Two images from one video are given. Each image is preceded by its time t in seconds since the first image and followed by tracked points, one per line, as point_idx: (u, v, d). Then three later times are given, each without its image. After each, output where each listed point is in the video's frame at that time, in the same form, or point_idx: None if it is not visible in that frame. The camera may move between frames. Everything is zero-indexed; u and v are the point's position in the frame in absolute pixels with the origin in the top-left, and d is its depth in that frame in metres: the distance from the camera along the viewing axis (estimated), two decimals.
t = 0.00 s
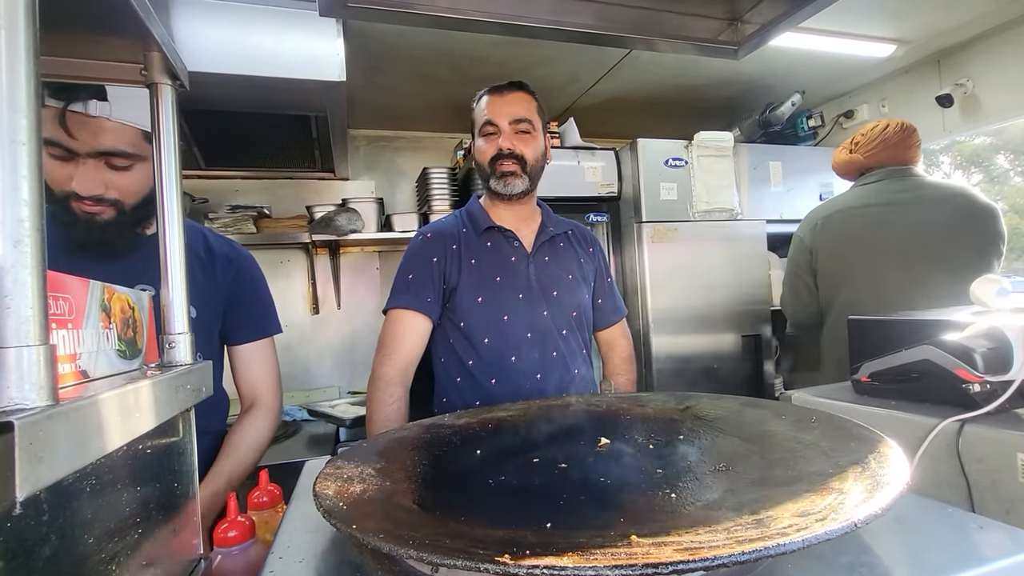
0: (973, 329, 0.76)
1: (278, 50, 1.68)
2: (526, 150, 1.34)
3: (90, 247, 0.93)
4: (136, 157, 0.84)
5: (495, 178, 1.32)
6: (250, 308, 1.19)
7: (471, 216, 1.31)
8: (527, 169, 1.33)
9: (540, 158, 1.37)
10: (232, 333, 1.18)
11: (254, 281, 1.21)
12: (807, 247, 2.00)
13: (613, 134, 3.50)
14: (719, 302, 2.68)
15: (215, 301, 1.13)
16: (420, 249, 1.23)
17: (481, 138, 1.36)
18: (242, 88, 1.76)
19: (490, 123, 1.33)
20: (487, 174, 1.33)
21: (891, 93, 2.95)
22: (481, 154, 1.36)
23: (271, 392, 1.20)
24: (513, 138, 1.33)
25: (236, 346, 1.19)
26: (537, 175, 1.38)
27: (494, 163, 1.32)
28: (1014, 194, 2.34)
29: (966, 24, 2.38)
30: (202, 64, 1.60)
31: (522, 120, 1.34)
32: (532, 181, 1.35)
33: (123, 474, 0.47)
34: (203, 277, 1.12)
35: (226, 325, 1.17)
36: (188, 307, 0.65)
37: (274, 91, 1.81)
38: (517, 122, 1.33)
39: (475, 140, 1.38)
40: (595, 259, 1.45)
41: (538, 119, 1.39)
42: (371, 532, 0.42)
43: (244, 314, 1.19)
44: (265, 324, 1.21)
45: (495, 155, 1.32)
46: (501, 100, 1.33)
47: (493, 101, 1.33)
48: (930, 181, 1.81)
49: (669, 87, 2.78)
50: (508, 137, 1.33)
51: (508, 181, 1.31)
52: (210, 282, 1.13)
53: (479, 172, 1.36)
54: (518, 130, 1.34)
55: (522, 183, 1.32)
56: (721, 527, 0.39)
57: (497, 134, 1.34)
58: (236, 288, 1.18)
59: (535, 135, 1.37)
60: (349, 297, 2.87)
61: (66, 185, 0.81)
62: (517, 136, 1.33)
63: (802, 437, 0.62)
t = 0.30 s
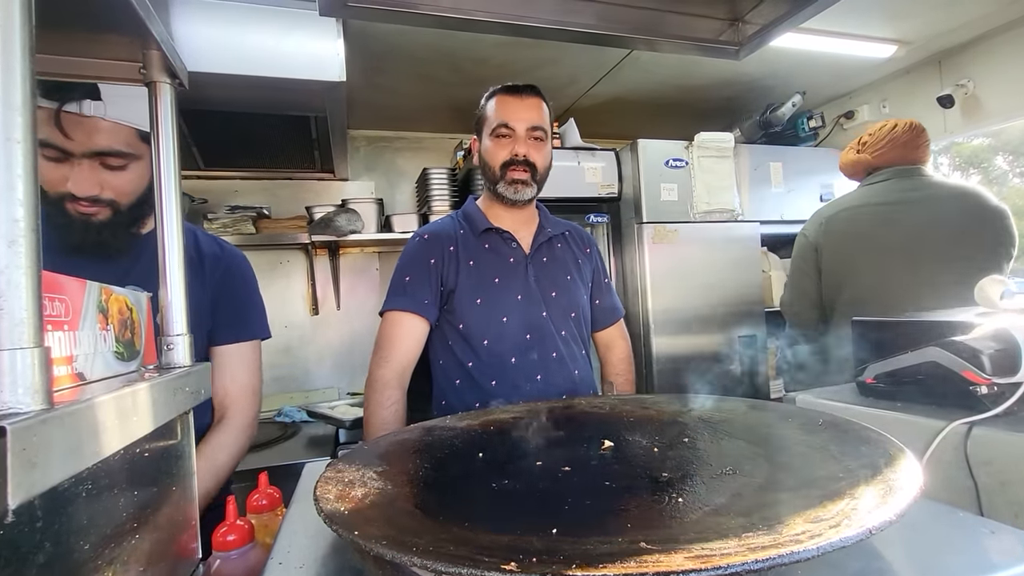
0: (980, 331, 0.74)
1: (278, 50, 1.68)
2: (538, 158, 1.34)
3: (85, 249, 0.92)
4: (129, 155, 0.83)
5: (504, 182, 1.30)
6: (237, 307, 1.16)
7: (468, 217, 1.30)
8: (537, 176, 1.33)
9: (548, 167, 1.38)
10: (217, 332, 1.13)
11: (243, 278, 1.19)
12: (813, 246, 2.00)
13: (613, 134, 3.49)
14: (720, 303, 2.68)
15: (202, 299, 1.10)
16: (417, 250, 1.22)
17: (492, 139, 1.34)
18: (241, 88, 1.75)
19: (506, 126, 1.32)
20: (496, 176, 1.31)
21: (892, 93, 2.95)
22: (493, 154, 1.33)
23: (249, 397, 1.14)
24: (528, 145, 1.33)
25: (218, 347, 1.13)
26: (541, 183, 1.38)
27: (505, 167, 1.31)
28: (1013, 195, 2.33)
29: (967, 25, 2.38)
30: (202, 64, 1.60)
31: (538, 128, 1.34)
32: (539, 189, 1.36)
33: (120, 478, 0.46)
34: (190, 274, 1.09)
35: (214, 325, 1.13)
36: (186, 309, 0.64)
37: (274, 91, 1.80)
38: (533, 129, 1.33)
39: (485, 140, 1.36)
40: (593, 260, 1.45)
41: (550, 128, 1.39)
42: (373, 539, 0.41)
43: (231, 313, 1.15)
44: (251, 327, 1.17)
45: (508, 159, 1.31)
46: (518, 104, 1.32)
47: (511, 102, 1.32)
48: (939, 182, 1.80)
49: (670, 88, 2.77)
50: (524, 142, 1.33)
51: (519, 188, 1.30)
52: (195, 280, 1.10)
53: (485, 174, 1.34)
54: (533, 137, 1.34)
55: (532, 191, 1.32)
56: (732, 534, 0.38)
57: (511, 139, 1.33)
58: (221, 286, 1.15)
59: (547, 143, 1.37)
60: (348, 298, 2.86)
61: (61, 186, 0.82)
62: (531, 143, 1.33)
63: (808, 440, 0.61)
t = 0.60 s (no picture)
0: (989, 330, 0.76)
1: (275, 48, 1.66)
2: (541, 157, 1.33)
3: (77, 248, 0.89)
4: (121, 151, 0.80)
5: (504, 180, 1.29)
6: (229, 305, 1.14)
7: (465, 216, 1.29)
8: (538, 175, 1.32)
9: (550, 167, 1.36)
10: (208, 331, 1.11)
11: (235, 277, 1.17)
12: (832, 240, 1.92)
13: (612, 134, 3.48)
14: (720, 303, 2.67)
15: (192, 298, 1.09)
16: (414, 249, 1.20)
17: (495, 135, 1.32)
18: (238, 86, 1.74)
19: (510, 123, 1.31)
20: (497, 173, 1.30)
21: (892, 93, 2.94)
22: (494, 150, 1.32)
23: (235, 401, 1.10)
24: (532, 144, 1.31)
25: (207, 345, 1.11)
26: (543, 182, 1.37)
27: (506, 164, 1.29)
28: (1009, 197, 2.35)
29: (968, 24, 2.37)
30: (199, 61, 1.58)
31: (541, 127, 1.33)
32: (540, 188, 1.34)
33: (111, 480, 0.44)
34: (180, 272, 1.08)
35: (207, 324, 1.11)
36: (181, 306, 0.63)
37: (271, 89, 1.79)
38: (537, 128, 1.32)
39: (487, 136, 1.34)
40: (591, 259, 1.43)
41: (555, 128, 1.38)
42: (372, 544, 0.40)
43: (222, 311, 1.13)
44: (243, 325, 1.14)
45: (509, 156, 1.29)
46: (523, 101, 1.31)
47: (516, 99, 1.30)
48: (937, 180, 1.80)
49: (670, 87, 2.76)
50: (526, 140, 1.31)
51: (518, 186, 1.28)
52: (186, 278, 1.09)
53: (487, 171, 1.33)
54: (537, 136, 1.33)
55: (532, 190, 1.30)
56: (746, 537, 0.37)
57: (515, 136, 1.31)
58: (211, 283, 1.13)
59: (550, 142, 1.36)
60: (347, 297, 2.85)
61: (52, 183, 0.80)
62: (534, 142, 1.32)
63: (815, 440, 0.60)
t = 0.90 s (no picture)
0: (987, 329, 0.76)
1: (271, 45, 1.64)
2: (543, 157, 1.32)
3: (69, 245, 0.87)
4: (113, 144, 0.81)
5: (504, 178, 1.28)
6: (230, 301, 1.12)
7: (463, 215, 1.28)
8: (539, 175, 1.31)
9: (551, 166, 1.35)
10: (211, 328, 1.10)
11: (233, 272, 1.15)
12: (851, 236, 1.81)
13: (607, 134, 3.48)
14: (715, 303, 2.67)
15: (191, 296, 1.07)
16: (412, 248, 1.19)
17: (497, 133, 1.31)
18: (233, 83, 1.72)
19: (513, 122, 1.29)
20: (497, 172, 1.29)
21: (886, 94, 2.96)
22: (493, 149, 1.31)
23: (251, 392, 1.11)
24: (534, 144, 1.30)
25: (213, 339, 1.10)
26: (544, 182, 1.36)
27: (506, 162, 1.28)
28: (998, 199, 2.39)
29: (963, 25, 2.38)
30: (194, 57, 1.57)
31: (544, 127, 1.31)
32: (540, 188, 1.33)
33: (104, 480, 0.43)
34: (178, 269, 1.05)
35: (208, 321, 1.10)
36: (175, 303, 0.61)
37: (266, 86, 1.77)
38: (540, 129, 1.31)
39: (489, 135, 1.33)
40: (589, 259, 1.43)
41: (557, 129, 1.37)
42: (374, 545, 0.39)
43: (222, 307, 1.11)
44: (246, 318, 1.13)
45: (510, 155, 1.29)
46: (527, 101, 1.29)
47: (520, 98, 1.29)
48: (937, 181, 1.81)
49: (666, 87, 2.77)
50: (529, 140, 1.30)
51: (519, 185, 1.28)
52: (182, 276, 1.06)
53: (487, 169, 1.32)
54: (539, 136, 1.32)
55: (532, 191, 1.30)
56: (755, 536, 0.37)
57: (517, 135, 1.30)
58: (211, 279, 1.11)
59: (552, 142, 1.35)
60: (341, 297, 2.83)
61: (45, 179, 0.80)
62: (537, 142, 1.31)
63: (818, 439, 0.60)
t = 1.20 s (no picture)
0: (983, 332, 0.78)
1: (269, 44, 1.64)
2: (547, 155, 1.32)
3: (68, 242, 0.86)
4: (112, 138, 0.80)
5: (509, 176, 1.28)
6: (227, 298, 1.12)
7: (466, 213, 1.28)
8: (544, 173, 1.31)
9: (555, 165, 1.36)
10: (209, 323, 1.09)
11: (231, 269, 1.15)
12: (848, 237, 1.80)
13: (604, 135, 3.50)
14: (710, 304, 2.69)
15: (191, 291, 1.07)
16: (414, 247, 1.19)
17: (500, 132, 1.31)
18: (229, 82, 1.71)
19: (517, 120, 1.29)
20: (501, 170, 1.29)
21: (879, 98, 2.99)
22: (497, 148, 1.31)
23: (247, 389, 1.09)
24: (538, 142, 1.30)
25: (211, 337, 1.10)
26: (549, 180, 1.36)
27: (511, 161, 1.28)
28: (986, 203, 2.43)
29: (954, 31, 2.41)
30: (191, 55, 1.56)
31: (548, 125, 1.31)
32: (544, 186, 1.34)
33: (109, 480, 0.43)
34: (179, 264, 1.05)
35: (206, 317, 1.09)
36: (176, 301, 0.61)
37: (263, 85, 1.76)
38: (543, 127, 1.31)
39: (492, 133, 1.33)
40: (590, 260, 1.43)
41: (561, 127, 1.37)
42: (385, 544, 0.39)
43: (220, 304, 1.11)
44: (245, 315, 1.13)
45: (514, 154, 1.28)
46: (530, 99, 1.29)
47: (523, 97, 1.29)
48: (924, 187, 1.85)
49: (662, 90, 2.78)
50: (533, 138, 1.30)
51: (524, 183, 1.28)
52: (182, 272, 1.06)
53: (491, 168, 1.32)
54: (543, 134, 1.31)
55: (537, 187, 1.31)
56: (761, 535, 0.37)
57: (521, 134, 1.30)
58: (208, 279, 1.11)
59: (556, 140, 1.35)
60: (336, 297, 2.82)
61: (43, 175, 0.78)
62: (541, 140, 1.31)
63: (817, 439, 0.61)
